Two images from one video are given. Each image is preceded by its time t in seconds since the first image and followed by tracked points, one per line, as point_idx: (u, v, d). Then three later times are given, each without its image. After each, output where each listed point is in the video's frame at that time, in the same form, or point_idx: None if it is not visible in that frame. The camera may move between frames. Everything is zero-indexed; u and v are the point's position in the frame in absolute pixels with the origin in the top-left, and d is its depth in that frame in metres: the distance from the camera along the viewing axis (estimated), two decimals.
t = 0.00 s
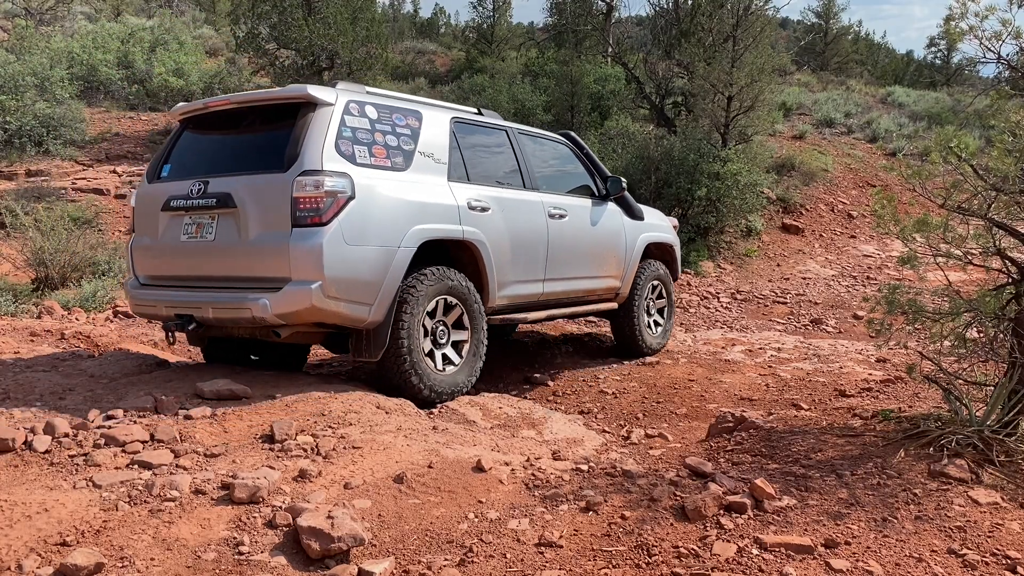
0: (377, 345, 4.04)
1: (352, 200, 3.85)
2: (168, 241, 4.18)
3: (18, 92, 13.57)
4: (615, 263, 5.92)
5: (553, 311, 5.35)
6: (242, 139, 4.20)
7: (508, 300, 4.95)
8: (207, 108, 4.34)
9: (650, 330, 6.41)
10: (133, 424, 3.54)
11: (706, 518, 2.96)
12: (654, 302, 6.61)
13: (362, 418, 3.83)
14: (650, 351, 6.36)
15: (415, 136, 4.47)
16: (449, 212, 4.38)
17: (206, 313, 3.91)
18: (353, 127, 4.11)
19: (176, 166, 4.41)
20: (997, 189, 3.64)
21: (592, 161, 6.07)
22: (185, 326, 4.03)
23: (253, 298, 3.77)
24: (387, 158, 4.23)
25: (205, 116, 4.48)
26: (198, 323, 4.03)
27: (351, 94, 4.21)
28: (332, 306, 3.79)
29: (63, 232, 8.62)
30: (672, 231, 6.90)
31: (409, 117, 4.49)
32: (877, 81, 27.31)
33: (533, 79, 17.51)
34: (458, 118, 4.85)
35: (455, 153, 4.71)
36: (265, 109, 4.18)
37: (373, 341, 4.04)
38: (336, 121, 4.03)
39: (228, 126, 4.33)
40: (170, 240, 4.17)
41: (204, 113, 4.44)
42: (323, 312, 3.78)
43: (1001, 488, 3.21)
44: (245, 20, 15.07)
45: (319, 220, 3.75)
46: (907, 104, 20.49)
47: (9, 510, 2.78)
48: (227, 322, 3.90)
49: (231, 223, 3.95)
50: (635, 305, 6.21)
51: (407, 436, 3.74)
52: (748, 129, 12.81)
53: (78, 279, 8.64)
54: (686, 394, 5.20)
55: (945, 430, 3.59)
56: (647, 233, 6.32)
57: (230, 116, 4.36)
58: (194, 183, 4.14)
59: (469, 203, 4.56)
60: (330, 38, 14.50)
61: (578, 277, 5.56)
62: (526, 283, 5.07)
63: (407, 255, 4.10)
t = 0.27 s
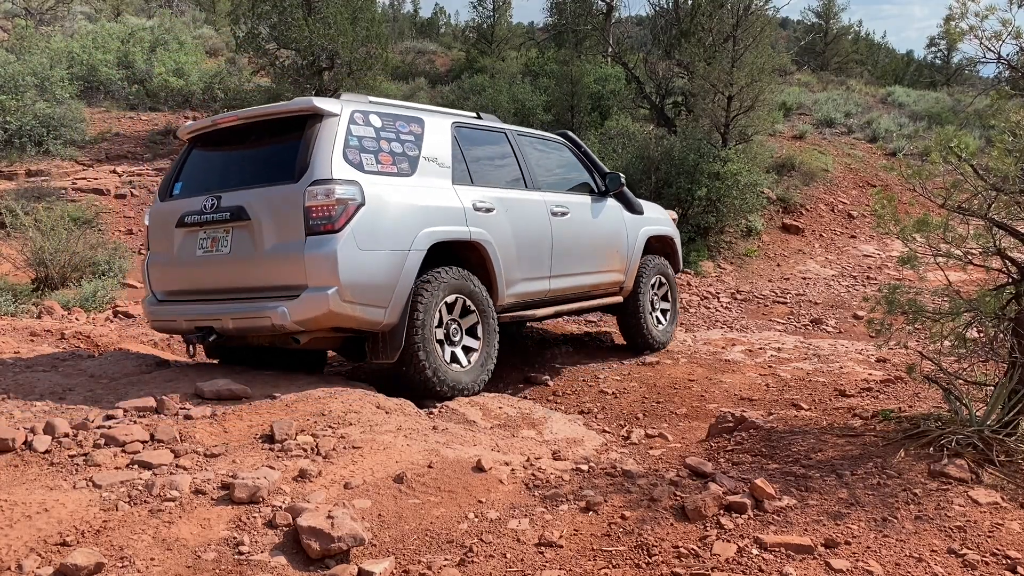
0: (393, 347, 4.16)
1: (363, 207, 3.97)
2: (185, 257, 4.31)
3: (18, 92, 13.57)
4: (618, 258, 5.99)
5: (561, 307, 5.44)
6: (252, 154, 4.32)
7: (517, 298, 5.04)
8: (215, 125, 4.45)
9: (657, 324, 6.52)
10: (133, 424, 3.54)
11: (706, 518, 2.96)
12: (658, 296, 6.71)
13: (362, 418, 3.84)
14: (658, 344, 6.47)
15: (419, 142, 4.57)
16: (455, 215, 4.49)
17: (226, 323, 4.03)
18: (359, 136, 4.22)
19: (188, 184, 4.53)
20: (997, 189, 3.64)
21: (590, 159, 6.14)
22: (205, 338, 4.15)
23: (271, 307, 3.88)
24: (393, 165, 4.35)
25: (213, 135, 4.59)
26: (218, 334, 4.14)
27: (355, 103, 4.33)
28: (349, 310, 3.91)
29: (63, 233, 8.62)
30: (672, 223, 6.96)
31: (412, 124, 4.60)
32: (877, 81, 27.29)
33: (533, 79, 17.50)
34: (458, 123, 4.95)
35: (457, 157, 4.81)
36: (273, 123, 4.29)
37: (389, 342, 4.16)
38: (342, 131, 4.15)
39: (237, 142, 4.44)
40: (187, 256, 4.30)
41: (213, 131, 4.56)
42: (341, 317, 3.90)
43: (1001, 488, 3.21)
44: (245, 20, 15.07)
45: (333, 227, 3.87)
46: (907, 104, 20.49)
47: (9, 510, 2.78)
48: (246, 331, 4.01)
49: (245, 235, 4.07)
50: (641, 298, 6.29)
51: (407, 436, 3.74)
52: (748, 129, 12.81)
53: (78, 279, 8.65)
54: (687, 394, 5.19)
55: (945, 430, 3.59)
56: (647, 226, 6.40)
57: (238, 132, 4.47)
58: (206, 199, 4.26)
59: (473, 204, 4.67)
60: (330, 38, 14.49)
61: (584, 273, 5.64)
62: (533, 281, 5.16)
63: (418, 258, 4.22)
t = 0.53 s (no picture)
0: (415, 352, 4.33)
1: (381, 220, 4.12)
2: (211, 276, 4.47)
3: (18, 91, 13.57)
4: (627, 254, 6.07)
5: (574, 306, 5.55)
6: (270, 174, 4.46)
7: (530, 300, 5.16)
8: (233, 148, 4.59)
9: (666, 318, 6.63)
10: (134, 424, 3.54)
11: (706, 518, 2.96)
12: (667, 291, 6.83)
13: (362, 418, 3.84)
14: (669, 338, 6.58)
15: (431, 153, 4.70)
16: (468, 223, 4.62)
17: (255, 337, 4.22)
18: (373, 152, 4.37)
19: (210, 206, 4.68)
20: (997, 189, 3.64)
21: (594, 160, 6.23)
22: (236, 352, 4.36)
23: (298, 321, 4.06)
24: (407, 177, 4.48)
25: (230, 157, 4.73)
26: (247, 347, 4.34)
27: (368, 120, 4.46)
28: (373, 320, 4.07)
29: (63, 232, 8.61)
30: (677, 218, 7.03)
31: (423, 136, 4.73)
32: (877, 81, 27.27)
33: (533, 79, 17.49)
34: (467, 133, 5.07)
35: (468, 166, 4.93)
36: (289, 144, 4.43)
37: (411, 348, 4.33)
38: (357, 148, 4.29)
39: (254, 163, 4.58)
40: (213, 275, 4.47)
41: (230, 153, 4.70)
42: (365, 327, 4.06)
43: (1001, 488, 3.21)
44: (245, 20, 15.07)
45: (353, 242, 4.03)
46: (907, 104, 20.48)
47: (9, 509, 2.78)
48: (275, 343, 4.20)
49: (269, 253, 4.23)
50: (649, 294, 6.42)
51: (407, 436, 3.74)
52: (748, 129, 12.81)
53: (78, 279, 8.65)
54: (686, 394, 5.18)
55: (945, 430, 3.59)
56: (654, 221, 6.47)
57: (255, 153, 4.61)
58: (229, 219, 4.42)
59: (485, 211, 4.78)
60: (330, 38, 14.49)
61: (595, 271, 5.75)
62: (545, 282, 5.27)
63: (436, 266, 4.37)
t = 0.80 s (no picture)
0: (433, 348, 4.41)
1: (406, 218, 4.20)
2: (234, 265, 4.52)
3: (18, 92, 13.57)
4: (636, 254, 6.19)
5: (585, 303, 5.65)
6: (295, 167, 4.51)
7: (543, 297, 5.26)
8: (258, 140, 4.63)
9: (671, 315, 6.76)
10: (134, 424, 3.54)
11: (706, 518, 2.96)
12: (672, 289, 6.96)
13: (362, 418, 3.84)
14: (674, 335, 6.72)
15: (453, 152, 4.78)
16: (488, 221, 4.71)
17: (276, 328, 4.28)
18: (399, 149, 4.45)
19: (232, 195, 4.72)
20: (997, 189, 3.64)
21: (607, 160, 6.33)
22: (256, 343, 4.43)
23: (322, 314, 4.13)
24: (430, 175, 4.56)
25: (254, 147, 4.77)
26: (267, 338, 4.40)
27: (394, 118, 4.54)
28: (395, 315, 4.15)
29: (63, 232, 8.62)
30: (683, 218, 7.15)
31: (446, 135, 4.81)
32: (877, 81, 27.26)
33: (533, 79, 17.49)
34: (486, 131, 5.15)
35: (487, 164, 5.01)
36: (316, 138, 4.48)
37: (430, 344, 4.41)
38: (384, 145, 4.37)
39: (279, 155, 4.63)
40: (234, 265, 4.51)
41: (254, 144, 4.73)
42: (386, 322, 4.14)
43: (1001, 488, 3.21)
44: (245, 20, 15.08)
45: (379, 238, 4.10)
46: (907, 104, 20.47)
47: (9, 509, 2.78)
48: (296, 335, 4.26)
49: (293, 245, 4.29)
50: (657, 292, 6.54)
51: (407, 436, 3.74)
52: (748, 129, 12.81)
53: (78, 279, 8.65)
54: (687, 394, 5.18)
55: (945, 430, 3.59)
56: (662, 222, 6.60)
57: (280, 146, 4.66)
58: (254, 210, 4.46)
59: (504, 210, 4.88)
60: (330, 38, 14.49)
61: (605, 271, 5.86)
62: (558, 280, 5.38)
63: (457, 264, 4.45)
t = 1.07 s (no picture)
0: (442, 351, 4.45)
1: (416, 221, 4.22)
2: (244, 265, 4.54)
3: (18, 92, 13.58)
4: (641, 255, 6.21)
5: (590, 304, 5.69)
6: (306, 168, 4.52)
7: (550, 299, 5.29)
8: (268, 140, 4.63)
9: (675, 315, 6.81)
10: (133, 424, 3.54)
11: (705, 518, 2.97)
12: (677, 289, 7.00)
13: (362, 418, 3.84)
14: (677, 335, 6.78)
15: (462, 155, 4.79)
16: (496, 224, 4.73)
17: (286, 329, 4.29)
18: (409, 153, 4.45)
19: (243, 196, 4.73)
20: (997, 189, 3.64)
21: (613, 161, 6.33)
22: (266, 343, 4.44)
23: (332, 316, 4.14)
24: (440, 178, 4.57)
25: (265, 147, 4.77)
26: (277, 339, 4.42)
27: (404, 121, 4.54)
28: (404, 318, 4.18)
29: (63, 232, 8.62)
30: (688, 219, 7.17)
31: (455, 137, 4.81)
32: (877, 81, 27.27)
33: (533, 79, 17.49)
34: (495, 133, 5.15)
35: (496, 166, 5.02)
36: (326, 139, 4.48)
37: (438, 346, 4.44)
38: (395, 148, 4.37)
39: (290, 156, 4.64)
40: (245, 265, 4.54)
41: (265, 144, 4.73)
42: (396, 325, 4.16)
43: (1001, 488, 3.21)
44: (245, 20, 15.07)
45: (390, 242, 4.12)
46: (907, 104, 20.48)
47: (9, 509, 2.78)
48: (306, 336, 4.28)
49: (303, 246, 4.30)
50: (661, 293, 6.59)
51: (407, 436, 3.74)
52: (748, 129, 12.82)
53: (78, 279, 8.65)
54: (687, 394, 5.18)
55: (946, 430, 3.59)
56: (667, 224, 6.62)
57: (291, 147, 4.66)
58: (264, 211, 4.48)
59: (512, 213, 4.90)
60: (330, 38, 14.48)
61: (611, 272, 5.89)
62: (565, 282, 5.41)
63: (465, 267, 4.48)
